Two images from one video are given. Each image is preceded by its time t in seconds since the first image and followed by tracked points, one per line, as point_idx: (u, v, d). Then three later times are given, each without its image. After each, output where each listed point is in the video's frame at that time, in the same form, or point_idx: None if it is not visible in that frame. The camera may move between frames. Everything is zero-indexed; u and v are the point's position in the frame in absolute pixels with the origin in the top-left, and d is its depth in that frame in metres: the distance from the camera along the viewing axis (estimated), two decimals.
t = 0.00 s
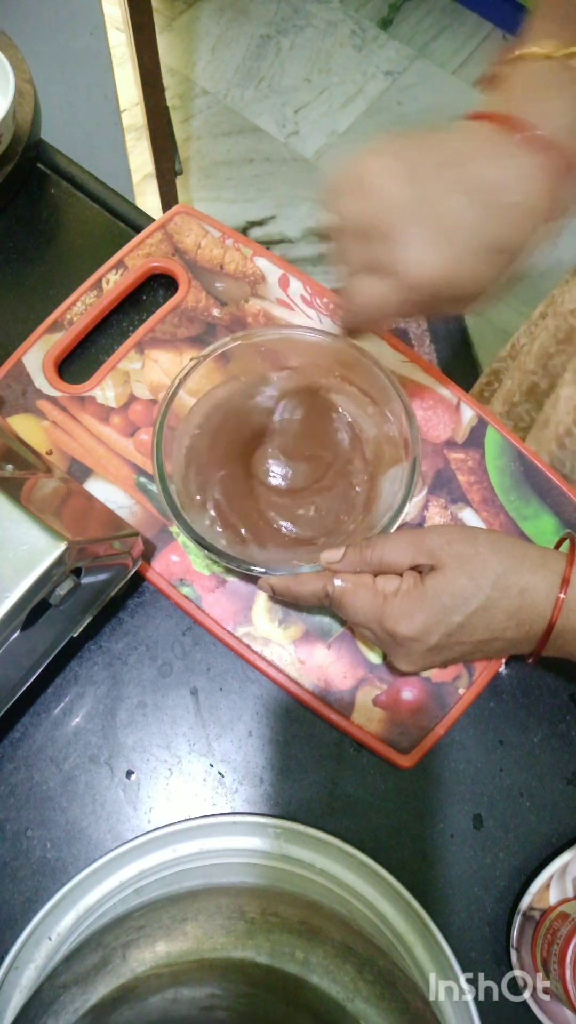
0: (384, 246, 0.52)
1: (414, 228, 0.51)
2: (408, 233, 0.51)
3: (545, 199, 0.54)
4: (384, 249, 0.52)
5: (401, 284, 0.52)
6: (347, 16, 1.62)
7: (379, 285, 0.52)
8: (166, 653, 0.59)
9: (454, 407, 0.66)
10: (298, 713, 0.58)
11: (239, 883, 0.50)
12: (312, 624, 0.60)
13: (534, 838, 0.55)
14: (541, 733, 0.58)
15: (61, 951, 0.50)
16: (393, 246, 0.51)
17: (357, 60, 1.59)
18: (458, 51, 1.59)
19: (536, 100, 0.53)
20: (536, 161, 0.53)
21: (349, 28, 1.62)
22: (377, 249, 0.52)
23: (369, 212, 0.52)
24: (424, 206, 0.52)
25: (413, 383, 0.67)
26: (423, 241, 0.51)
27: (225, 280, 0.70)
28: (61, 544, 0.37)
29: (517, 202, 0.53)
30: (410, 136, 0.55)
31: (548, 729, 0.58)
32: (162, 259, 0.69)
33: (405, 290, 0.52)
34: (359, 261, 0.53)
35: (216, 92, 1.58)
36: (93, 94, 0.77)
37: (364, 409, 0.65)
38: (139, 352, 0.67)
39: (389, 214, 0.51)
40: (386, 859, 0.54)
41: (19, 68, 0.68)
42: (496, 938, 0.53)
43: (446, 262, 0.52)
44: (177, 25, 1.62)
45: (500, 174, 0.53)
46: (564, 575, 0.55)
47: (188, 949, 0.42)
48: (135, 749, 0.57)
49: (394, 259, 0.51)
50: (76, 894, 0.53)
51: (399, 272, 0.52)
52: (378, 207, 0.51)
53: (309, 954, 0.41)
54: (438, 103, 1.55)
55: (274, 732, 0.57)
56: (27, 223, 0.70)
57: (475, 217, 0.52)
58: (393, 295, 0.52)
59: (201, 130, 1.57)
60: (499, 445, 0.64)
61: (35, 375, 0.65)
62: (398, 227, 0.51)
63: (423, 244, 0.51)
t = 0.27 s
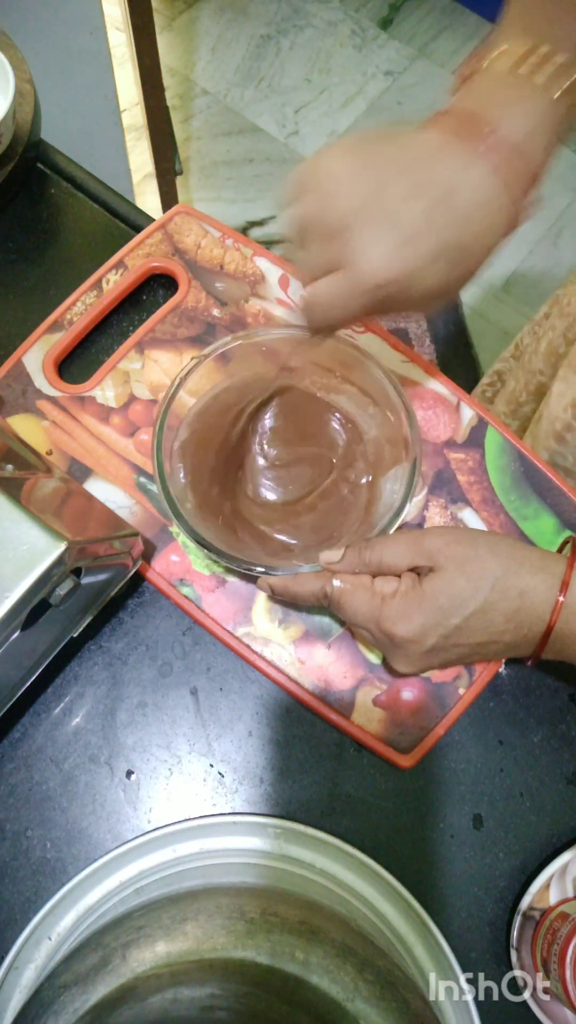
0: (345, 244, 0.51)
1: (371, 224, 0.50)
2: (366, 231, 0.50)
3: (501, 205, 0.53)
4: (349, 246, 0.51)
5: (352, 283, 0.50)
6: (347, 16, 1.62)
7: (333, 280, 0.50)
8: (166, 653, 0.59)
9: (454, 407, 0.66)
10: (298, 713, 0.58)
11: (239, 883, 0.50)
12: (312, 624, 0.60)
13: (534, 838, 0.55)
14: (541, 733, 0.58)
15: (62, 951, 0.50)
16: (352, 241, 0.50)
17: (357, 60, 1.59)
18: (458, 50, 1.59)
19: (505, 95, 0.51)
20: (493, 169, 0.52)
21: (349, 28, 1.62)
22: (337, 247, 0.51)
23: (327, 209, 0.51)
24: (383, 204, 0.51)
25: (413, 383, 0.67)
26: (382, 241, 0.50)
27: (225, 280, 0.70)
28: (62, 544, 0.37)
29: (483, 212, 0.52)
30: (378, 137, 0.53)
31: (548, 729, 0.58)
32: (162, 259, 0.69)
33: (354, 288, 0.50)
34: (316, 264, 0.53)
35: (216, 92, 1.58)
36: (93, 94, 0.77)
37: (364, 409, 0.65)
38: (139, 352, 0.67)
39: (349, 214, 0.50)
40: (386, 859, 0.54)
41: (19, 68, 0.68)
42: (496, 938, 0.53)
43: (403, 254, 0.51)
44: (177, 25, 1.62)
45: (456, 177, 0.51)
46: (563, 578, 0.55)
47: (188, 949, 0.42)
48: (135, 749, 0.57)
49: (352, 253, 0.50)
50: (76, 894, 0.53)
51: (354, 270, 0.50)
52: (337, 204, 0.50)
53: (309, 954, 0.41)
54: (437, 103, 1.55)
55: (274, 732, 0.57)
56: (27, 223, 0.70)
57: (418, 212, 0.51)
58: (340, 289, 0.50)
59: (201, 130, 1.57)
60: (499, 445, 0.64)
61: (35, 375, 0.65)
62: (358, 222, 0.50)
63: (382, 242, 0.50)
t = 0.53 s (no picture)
0: (328, 275, 0.49)
1: (353, 258, 0.48)
2: (350, 264, 0.48)
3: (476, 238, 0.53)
4: (329, 276, 0.49)
5: (340, 317, 0.49)
6: (347, 16, 1.62)
7: (312, 315, 0.49)
8: (166, 653, 0.59)
9: (454, 407, 0.66)
10: (298, 712, 0.58)
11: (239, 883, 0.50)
12: (312, 624, 0.60)
13: (534, 838, 0.55)
14: (541, 733, 0.58)
15: (61, 951, 0.50)
16: (337, 273, 0.48)
17: (357, 60, 1.59)
18: (458, 51, 1.59)
19: (480, 138, 0.54)
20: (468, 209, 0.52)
21: (349, 28, 1.62)
22: (323, 275, 0.49)
23: (311, 242, 0.49)
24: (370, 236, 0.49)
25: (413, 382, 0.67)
26: (362, 271, 0.48)
27: (225, 280, 0.70)
28: (61, 543, 0.37)
29: (453, 252, 0.51)
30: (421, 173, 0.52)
31: (548, 729, 0.58)
32: (162, 259, 0.69)
33: (340, 326, 0.49)
34: (307, 293, 0.50)
35: (216, 92, 1.58)
36: (93, 94, 0.77)
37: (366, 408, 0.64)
38: (139, 352, 0.67)
39: (334, 243, 0.48)
40: (386, 859, 0.54)
41: (19, 68, 0.68)
42: (496, 938, 0.53)
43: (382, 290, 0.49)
44: (177, 25, 1.62)
45: (437, 215, 0.51)
46: (563, 581, 0.55)
47: (188, 949, 0.42)
48: (135, 749, 0.57)
49: (336, 290, 0.48)
50: (76, 894, 0.53)
51: (336, 302, 0.49)
52: (321, 235, 0.49)
53: (309, 955, 0.41)
54: (437, 103, 1.55)
55: (273, 732, 0.57)
56: (27, 223, 0.70)
57: (401, 245, 0.49)
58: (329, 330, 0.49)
59: (201, 130, 1.57)
60: (499, 445, 0.64)
61: (35, 375, 0.65)
62: (342, 257, 0.48)
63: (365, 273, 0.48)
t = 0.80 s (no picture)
0: (359, 321, 0.48)
1: (390, 300, 0.48)
2: (384, 307, 0.48)
3: (494, 270, 0.51)
4: (359, 323, 0.48)
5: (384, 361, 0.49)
6: (347, 16, 1.62)
7: (353, 362, 0.50)
8: (166, 653, 0.59)
9: (454, 407, 0.66)
10: (298, 713, 0.58)
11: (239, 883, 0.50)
12: (312, 624, 0.60)
13: (534, 838, 0.55)
14: (541, 732, 0.58)
15: (61, 952, 0.50)
16: (367, 321, 0.48)
17: (357, 60, 1.59)
18: (458, 50, 1.59)
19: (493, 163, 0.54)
20: (491, 241, 0.52)
21: (349, 28, 1.62)
22: (353, 325, 0.49)
23: (344, 286, 0.48)
24: (399, 281, 0.48)
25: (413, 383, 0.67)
26: (398, 316, 0.48)
27: (225, 280, 0.70)
28: (62, 543, 0.37)
29: (465, 272, 0.49)
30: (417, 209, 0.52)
31: (549, 729, 0.58)
32: (162, 259, 0.69)
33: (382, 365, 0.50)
34: (328, 337, 0.51)
35: (216, 92, 1.58)
36: (93, 94, 0.77)
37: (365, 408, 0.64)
38: (139, 352, 0.67)
39: (363, 288, 0.48)
40: (386, 859, 0.54)
41: (19, 68, 0.68)
42: (496, 938, 0.53)
43: (419, 332, 0.48)
44: (176, 25, 1.62)
45: (456, 251, 0.49)
46: (562, 576, 0.55)
47: (188, 949, 0.42)
48: (135, 749, 0.57)
49: (372, 333, 0.48)
50: (76, 894, 0.53)
51: (376, 347, 0.49)
52: (352, 282, 0.48)
53: (309, 955, 0.41)
54: (437, 103, 1.55)
55: (273, 732, 0.57)
56: (27, 223, 0.70)
57: (438, 270, 0.49)
58: (369, 369, 0.50)
59: (201, 130, 1.57)
60: (499, 445, 0.64)
61: (35, 375, 0.65)
62: (378, 308, 0.48)
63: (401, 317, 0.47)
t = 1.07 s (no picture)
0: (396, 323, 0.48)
1: (423, 307, 0.48)
2: (414, 309, 0.48)
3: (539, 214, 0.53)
4: (394, 326, 0.48)
5: (414, 358, 0.49)
6: (347, 16, 1.63)
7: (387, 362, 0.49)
8: (166, 653, 0.59)
9: (454, 407, 0.66)
10: (299, 713, 0.58)
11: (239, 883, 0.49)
12: (312, 624, 0.60)
13: (534, 838, 0.55)
14: (541, 732, 0.58)
15: (61, 951, 0.50)
16: (402, 324, 0.48)
17: (357, 60, 1.59)
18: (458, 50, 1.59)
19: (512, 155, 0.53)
20: (511, 234, 0.51)
21: (349, 28, 1.62)
22: (386, 324, 0.48)
23: (373, 287, 0.48)
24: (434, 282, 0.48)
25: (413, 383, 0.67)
26: (434, 316, 0.48)
27: (225, 280, 0.70)
28: (61, 544, 0.37)
29: (498, 271, 0.50)
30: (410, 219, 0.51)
31: (549, 729, 0.58)
32: (162, 259, 0.69)
33: (416, 363, 0.49)
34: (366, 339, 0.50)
35: (216, 92, 1.58)
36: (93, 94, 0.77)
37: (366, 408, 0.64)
38: (139, 352, 0.67)
39: (395, 293, 0.48)
40: (386, 859, 0.54)
41: (19, 68, 0.68)
42: (496, 938, 0.53)
43: (455, 330, 0.48)
44: (176, 25, 1.62)
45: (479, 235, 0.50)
46: (560, 574, 0.55)
47: (188, 949, 0.42)
48: (135, 749, 0.57)
49: (404, 334, 0.48)
50: (76, 894, 0.53)
51: (410, 348, 0.48)
52: (375, 280, 0.48)
53: (309, 955, 0.41)
54: (438, 103, 1.55)
55: (273, 732, 0.57)
56: (27, 223, 0.70)
57: (468, 275, 0.49)
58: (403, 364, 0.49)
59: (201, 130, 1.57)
60: (499, 445, 0.64)
61: (35, 375, 0.65)
62: (412, 308, 0.48)
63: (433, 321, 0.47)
